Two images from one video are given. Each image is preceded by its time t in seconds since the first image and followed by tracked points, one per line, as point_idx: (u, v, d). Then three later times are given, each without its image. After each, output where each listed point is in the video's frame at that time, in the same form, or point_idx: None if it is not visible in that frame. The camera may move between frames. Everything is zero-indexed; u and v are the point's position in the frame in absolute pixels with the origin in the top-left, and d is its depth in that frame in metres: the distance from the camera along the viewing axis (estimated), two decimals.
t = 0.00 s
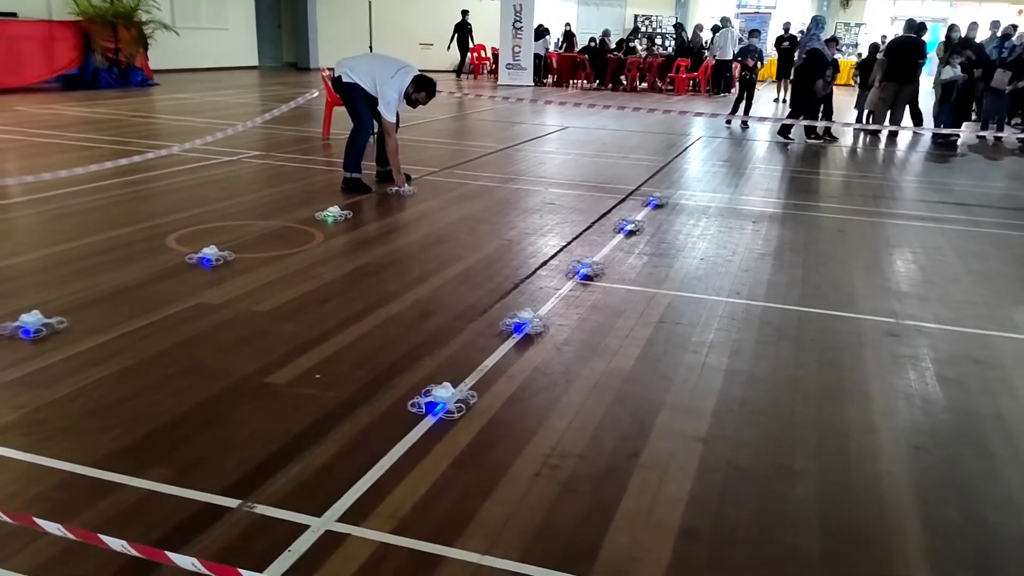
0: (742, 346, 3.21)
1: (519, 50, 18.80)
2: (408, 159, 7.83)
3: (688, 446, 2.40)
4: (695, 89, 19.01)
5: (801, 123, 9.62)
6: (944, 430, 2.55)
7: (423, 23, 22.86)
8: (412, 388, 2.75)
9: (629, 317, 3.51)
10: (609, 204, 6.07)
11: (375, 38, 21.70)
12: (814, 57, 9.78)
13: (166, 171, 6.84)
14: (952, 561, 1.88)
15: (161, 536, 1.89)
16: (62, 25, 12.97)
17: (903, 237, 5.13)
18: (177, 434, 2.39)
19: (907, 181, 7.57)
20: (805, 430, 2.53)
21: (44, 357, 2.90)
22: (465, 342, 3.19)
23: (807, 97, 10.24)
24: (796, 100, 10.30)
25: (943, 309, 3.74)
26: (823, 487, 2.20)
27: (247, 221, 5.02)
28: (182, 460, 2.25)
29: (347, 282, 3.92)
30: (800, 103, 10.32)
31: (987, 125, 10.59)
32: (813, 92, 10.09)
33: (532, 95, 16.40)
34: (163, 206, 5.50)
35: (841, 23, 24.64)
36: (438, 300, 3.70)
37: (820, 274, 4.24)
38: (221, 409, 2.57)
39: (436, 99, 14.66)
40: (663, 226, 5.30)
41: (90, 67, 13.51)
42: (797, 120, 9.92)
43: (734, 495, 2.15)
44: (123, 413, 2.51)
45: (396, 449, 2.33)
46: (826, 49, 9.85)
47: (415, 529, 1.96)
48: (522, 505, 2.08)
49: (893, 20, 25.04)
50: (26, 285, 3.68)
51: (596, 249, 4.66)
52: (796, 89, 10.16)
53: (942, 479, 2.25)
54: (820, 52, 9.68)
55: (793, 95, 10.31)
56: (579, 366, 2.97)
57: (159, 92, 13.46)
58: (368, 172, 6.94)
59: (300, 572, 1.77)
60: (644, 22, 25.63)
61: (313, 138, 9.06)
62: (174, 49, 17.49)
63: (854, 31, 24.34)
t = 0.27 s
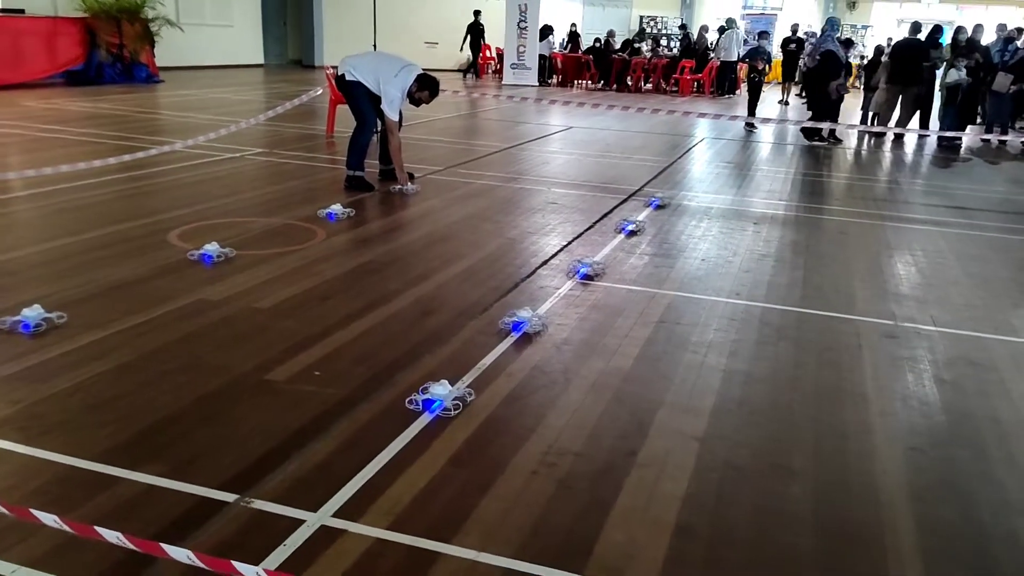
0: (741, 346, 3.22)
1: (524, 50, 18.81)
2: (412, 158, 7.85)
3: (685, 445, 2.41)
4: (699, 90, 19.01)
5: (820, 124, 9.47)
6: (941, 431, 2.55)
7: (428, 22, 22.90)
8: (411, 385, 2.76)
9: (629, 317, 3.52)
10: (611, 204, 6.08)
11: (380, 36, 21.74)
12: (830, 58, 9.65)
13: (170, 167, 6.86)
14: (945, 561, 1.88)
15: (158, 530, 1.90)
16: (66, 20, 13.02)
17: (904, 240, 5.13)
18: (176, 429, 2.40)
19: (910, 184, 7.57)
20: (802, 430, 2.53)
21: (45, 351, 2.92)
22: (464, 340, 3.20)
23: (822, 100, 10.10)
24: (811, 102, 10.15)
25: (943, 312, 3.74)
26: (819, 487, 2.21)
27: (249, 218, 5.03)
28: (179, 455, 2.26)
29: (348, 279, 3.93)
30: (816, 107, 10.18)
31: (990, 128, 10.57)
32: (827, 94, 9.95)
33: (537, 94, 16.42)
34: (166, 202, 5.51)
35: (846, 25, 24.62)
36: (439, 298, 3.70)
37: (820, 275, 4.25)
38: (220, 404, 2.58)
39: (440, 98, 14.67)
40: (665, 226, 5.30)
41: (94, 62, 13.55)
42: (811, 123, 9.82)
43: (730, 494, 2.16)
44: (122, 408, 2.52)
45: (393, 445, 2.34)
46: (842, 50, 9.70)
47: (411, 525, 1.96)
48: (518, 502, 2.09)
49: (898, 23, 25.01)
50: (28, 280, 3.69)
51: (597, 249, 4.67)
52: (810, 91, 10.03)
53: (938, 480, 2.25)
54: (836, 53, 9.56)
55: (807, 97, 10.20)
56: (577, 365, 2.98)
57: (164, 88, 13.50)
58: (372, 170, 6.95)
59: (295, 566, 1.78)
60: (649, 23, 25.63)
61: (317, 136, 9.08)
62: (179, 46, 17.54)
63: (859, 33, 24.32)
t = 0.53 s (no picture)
0: (741, 346, 3.23)
1: (531, 49, 18.82)
2: (417, 156, 7.87)
3: (682, 444, 2.42)
4: (707, 90, 18.99)
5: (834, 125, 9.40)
6: (940, 433, 2.55)
7: (436, 21, 22.95)
8: (411, 381, 2.78)
9: (630, 316, 3.53)
10: (615, 204, 6.08)
11: (388, 34, 21.81)
12: (845, 59, 9.59)
13: (177, 164, 6.90)
14: (939, 561, 1.89)
15: (157, 522, 1.92)
16: (77, 16, 13.10)
17: (908, 241, 5.12)
18: (177, 423, 2.43)
19: (915, 186, 7.54)
20: (799, 430, 2.54)
21: (49, 345, 2.95)
22: (465, 337, 3.21)
23: (837, 102, 10.01)
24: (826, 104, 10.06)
25: (944, 313, 3.74)
26: (815, 487, 2.21)
27: (254, 215, 5.06)
28: (180, 449, 2.28)
29: (351, 277, 3.96)
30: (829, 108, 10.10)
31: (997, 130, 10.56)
32: (842, 96, 9.89)
33: (543, 94, 16.42)
34: (172, 198, 5.55)
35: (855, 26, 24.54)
36: (441, 295, 3.72)
37: (822, 276, 4.25)
38: (221, 399, 2.61)
39: (447, 96, 14.70)
40: (668, 226, 5.31)
41: (103, 58, 13.66)
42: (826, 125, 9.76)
43: (726, 493, 2.17)
44: (124, 401, 2.54)
45: (391, 440, 2.36)
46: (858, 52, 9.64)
47: (407, 520, 1.98)
48: (513, 499, 2.10)
49: (908, 23, 24.89)
50: (33, 274, 3.73)
51: (599, 248, 4.68)
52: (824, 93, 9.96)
53: (935, 481, 2.26)
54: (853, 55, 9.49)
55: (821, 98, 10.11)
56: (577, 363, 2.99)
57: (173, 85, 13.57)
58: (376, 168, 6.98)
59: (292, 558, 1.80)
60: (657, 22, 25.60)
61: (324, 133, 9.11)
62: (188, 43, 17.61)
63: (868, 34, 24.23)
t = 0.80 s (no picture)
0: (744, 346, 3.22)
1: (541, 47, 18.81)
2: (425, 154, 7.89)
3: (682, 443, 2.42)
4: (717, 90, 18.94)
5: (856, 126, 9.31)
6: (942, 434, 2.55)
7: (447, 18, 22.97)
8: (413, 378, 2.79)
9: (633, 314, 3.53)
10: (622, 202, 6.08)
11: (398, 32, 21.85)
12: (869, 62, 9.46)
13: (186, 160, 6.93)
14: (935, 562, 1.90)
15: (159, 514, 1.94)
16: (89, 12, 13.16)
17: (916, 242, 5.10)
18: (180, 417, 2.45)
19: (925, 187, 7.51)
20: (800, 430, 2.54)
21: (56, 338, 2.97)
22: (468, 335, 3.22)
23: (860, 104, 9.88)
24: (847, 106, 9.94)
25: (950, 315, 3.72)
26: (815, 486, 2.22)
27: (262, 211, 5.08)
28: (183, 442, 2.30)
29: (356, 273, 3.97)
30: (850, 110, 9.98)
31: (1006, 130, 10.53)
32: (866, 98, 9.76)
33: (553, 92, 16.39)
34: (181, 194, 5.58)
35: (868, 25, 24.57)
36: (445, 293, 3.73)
37: (828, 277, 4.24)
38: (224, 393, 2.63)
39: (456, 94, 14.73)
40: (675, 225, 5.30)
41: (115, 55, 13.71)
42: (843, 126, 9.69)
43: (724, 491, 2.17)
44: (128, 395, 2.56)
45: (392, 436, 2.38)
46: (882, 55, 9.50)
47: (406, 515, 1.99)
48: (512, 495, 2.11)
49: (921, 23, 24.73)
50: (42, 268, 3.76)
51: (604, 246, 4.68)
52: (847, 95, 9.84)
53: (934, 482, 2.26)
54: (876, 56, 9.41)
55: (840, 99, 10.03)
56: (579, 361, 3.00)
57: (184, 82, 13.64)
58: (384, 165, 6.99)
59: (290, 553, 1.81)
60: (668, 20, 25.51)
61: (332, 130, 9.14)
62: (199, 40, 17.69)
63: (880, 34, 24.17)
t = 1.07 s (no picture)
0: (752, 346, 3.22)
1: (553, 46, 18.80)
2: (435, 152, 7.90)
3: (687, 442, 2.43)
4: (728, 89, 18.88)
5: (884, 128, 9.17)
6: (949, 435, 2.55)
7: (458, 17, 22.99)
8: (420, 375, 2.80)
9: (641, 313, 3.54)
10: (632, 202, 6.07)
11: (409, 30, 21.88)
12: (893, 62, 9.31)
13: (199, 157, 6.98)
14: (940, 562, 1.90)
15: (168, 508, 1.96)
16: (104, 10, 13.27)
17: (927, 244, 5.07)
18: (191, 412, 2.47)
19: (937, 187, 7.47)
20: (806, 431, 2.54)
21: (69, 333, 3.01)
22: (476, 333, 3.23)
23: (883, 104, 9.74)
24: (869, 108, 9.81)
25: (960, 316, 3.70)
26: (820, 487, 2.22)
27: (272, 209, 5.11)
28: (193, 437, 2.32)
29: (365, 271, 3.99)
30: (873, 112, 9.83)
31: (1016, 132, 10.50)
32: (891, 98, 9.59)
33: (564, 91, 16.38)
34: (193, 191, 5.62)
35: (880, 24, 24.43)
36: (453, 291, 3.75)
37: (838, 277, 4.23)
38: (233, 389, 2.65)
39: (467, 93, 14.74)
40: (684, 224, 5.29)
41: (129, 52, 13.78)
42: (862, 128, 9.62)
43: (729, 491, 2.18)
44: (139, 390, 2.59)
45: (399, 433, 2.39)
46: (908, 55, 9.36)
47: (412, 512, 2.01)
48: (518, 492, 2.12)
49: (935, 23, 24.59)
50: (56, 263, 3.80)
51: (613, 246, 4.68)
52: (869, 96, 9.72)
53: (941, 483, 2.26)
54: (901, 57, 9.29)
55: (860, 99, 9.92)
56: (586, 360, 3.00)
57: (196, 79, 13.71)
58: (394, 164, 7.01)
59: (297, 548, 1.83)
60: (680, 20, 25.44)
61: (343, 128, 9.17)
62: (212, 37, 17.78)
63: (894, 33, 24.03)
